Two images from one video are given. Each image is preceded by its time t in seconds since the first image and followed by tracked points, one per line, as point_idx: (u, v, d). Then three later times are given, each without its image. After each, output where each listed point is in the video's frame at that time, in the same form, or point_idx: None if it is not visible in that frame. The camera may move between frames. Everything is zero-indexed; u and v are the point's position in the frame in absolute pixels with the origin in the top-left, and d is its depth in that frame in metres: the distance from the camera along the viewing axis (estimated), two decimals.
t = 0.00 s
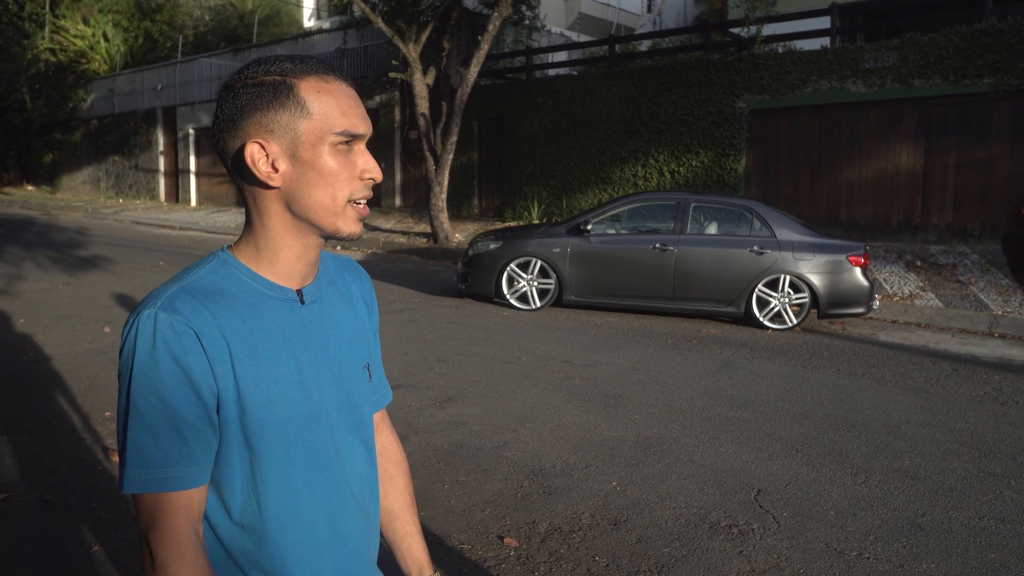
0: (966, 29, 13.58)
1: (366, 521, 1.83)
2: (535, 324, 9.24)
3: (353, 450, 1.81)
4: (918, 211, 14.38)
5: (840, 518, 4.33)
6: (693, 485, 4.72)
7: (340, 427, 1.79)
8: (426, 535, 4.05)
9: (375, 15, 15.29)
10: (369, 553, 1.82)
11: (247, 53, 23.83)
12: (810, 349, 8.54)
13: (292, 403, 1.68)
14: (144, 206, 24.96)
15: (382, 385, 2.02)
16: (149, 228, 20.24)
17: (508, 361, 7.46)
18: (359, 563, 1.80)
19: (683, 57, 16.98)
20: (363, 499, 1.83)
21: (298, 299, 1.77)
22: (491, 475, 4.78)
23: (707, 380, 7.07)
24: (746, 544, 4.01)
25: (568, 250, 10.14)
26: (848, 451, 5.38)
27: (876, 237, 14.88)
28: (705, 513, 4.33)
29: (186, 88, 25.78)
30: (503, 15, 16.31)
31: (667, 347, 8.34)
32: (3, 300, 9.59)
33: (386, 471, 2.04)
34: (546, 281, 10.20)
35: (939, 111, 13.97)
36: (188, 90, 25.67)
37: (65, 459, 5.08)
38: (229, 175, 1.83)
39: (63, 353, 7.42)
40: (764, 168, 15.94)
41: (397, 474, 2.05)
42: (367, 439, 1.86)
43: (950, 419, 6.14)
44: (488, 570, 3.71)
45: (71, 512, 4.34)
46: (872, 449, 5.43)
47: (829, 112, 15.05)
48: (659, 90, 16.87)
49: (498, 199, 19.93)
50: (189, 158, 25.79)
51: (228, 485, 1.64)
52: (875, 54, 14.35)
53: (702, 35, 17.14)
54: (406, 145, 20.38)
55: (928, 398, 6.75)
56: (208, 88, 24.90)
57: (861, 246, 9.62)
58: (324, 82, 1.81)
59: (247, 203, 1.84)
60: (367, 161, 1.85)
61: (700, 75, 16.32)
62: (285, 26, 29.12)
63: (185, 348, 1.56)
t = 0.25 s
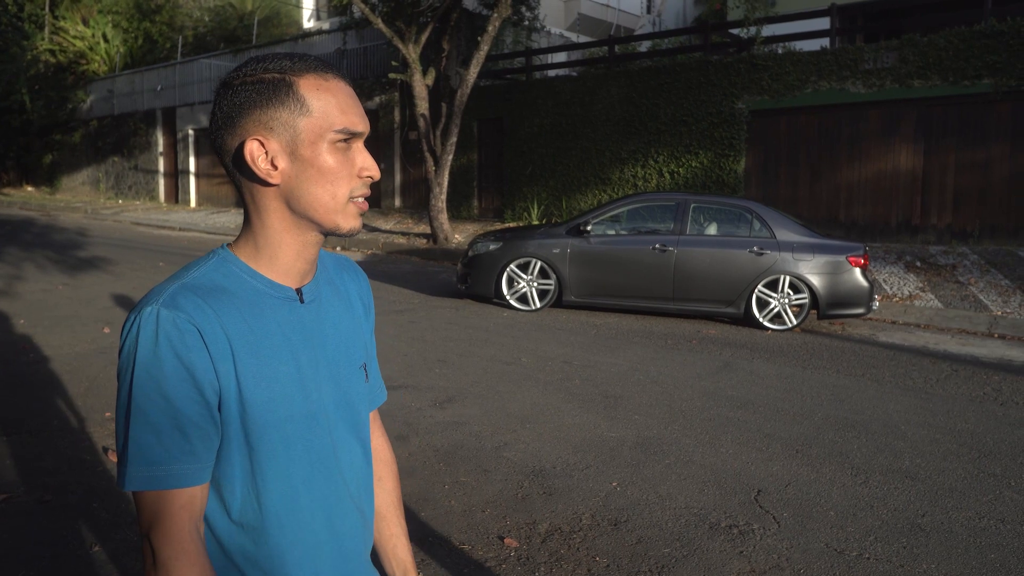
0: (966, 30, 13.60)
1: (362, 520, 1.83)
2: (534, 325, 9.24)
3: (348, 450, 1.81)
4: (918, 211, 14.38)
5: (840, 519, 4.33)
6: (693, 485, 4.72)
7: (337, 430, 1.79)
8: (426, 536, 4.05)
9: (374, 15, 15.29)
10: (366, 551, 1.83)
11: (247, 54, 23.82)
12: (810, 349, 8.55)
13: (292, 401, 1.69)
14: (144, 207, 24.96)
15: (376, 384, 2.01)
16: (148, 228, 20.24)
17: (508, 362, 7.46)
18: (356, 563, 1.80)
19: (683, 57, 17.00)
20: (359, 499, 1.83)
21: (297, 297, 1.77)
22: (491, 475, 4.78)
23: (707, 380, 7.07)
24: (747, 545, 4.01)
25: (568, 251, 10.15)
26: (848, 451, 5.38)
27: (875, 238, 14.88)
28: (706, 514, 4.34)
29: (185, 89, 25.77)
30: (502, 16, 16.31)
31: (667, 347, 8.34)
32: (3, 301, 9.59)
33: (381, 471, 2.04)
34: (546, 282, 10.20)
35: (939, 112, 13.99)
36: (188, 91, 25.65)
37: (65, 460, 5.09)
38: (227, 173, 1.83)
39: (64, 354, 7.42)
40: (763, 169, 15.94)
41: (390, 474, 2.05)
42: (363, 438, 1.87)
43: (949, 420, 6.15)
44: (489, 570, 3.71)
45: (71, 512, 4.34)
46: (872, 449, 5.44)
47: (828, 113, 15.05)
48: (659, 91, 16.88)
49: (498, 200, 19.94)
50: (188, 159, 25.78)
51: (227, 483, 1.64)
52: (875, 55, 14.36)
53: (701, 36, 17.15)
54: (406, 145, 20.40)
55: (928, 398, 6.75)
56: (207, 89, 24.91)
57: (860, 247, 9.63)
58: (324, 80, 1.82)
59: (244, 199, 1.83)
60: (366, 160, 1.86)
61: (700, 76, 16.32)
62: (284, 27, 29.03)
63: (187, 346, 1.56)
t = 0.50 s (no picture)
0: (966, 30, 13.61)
1: (363, 522, 1.83)
2: (535, 325, 9.24)
3: (351, 454, 1.81)
4: (918, 211, 14.38)
5: (841, 518, 4.34)
6: (694, 485, 4.73)
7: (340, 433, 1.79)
8: (427, 535, 4.06)
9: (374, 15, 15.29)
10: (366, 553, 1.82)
11: (247, 54, 23.83)
12: (810, 349, 8.55)
13: (296, 401, 1.69)
14: (144, 207, 24.96)
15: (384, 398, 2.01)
16: (148, 228, 20.24)
17: (509, 362, 7.47)
18: (356, 565, 1.80)
19: (683, 57, 17.02)
20: (360, 501, 1.83)
21: (303, 298, 1.78)
22: (492, 475, 4.79)
23: (708, 380, 7.07)
24: (747, 544, 4.01)
25: (569, 251, 10.15)
26: (848, 451, 5.39)
27: (876, 238, 14.89)
28: (706, 513, 4.34)
29: (186, 89, 25.77)
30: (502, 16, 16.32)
31: (668, 347, 8.34)
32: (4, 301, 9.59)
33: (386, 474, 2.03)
34: (547, 282, 10.21)
35: (939, 112, 13.99)
36: (188, 91, 25.64)
37: (66, 459, 5.09)
38: (237, 172, 1.84)
39: (64, 354, 7.42)
40: (763, 169, 15.95)
41: (399, 490, 2.04)
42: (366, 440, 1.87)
43: (950, 420, 6.15)
44: (491, 570, 3.71)
45: (72, 512, 4.35)
46: (873, 449, 5.44)
47: (828, 113, 15.06)
48: (659, 91, 16.88)
49: (498, 200, 19.95)
50: (189, 159, 25.78)
51: (229, 479, 1.65)
52: (875, 55, 14.36)
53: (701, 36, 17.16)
54: (406, 145, 20.41)
55: (929, 398, 6.76)
56: (207, 89, 24.92)
57: (860, 247, 9.63)
58: (334, 83, 1.82)
59: (253, 201, 1.84)
60: (374, 164, 1.86)
61: (700, 76, 16.33)
62: (284, 27, 29.01)
63: (193, 341, 1.57)
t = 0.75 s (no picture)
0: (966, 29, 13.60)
1: (368, 522, 1.82)
2: (535, 324, 9.24)
3: (356, 454, 1.81)
4: (918, 211, 14.38)
5: (842, 517, 4.35)
6: (695, 484, 4.73)
7: (346, 432, 1.79)
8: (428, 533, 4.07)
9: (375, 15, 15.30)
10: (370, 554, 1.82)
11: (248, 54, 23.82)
12: (810, 349, 8.55)
13: (302, 398, 1.69)
14: (144, 207, 24.95)
15: (394, 406, 2.01)
16: (148, 228, 20.25)
17: (509, 361, 7.46)
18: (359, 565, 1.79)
19: (683, 57, 17.02)
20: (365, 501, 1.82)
21: (314, 296, 1.77)
22: (493, 474, 4.79)
23: (708, 380, 7.07)
24: (748, 543, 4.02)
25: (569, 250, 10.15)
26: (848, 451, 5.39)
27: (876, 237, 14.88)
28: (708, 512, 4.35)
29: (186, 88, 25.75)
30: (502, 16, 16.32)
31: (668, 347, 8.35)
32: (4, 300, 9.59)
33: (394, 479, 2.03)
34: (547, 281, 10.21)
35: (939, 112, 13.99)
36: (189, 90, 25.62)
37: (68, 458, 5.10)
38: (253, 173, 1.85)
39: (65, 353, 7.43)
40: (763, 169, 15.95)
41: (412, 499, 2.04)
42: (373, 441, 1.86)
43: (950, 419, 6.15)
44: (491, 568, 3.71)
45: (73, 511, 4.35)
46: (874, 448, 5.44)
47: (829, 112, 15.07)
48: (659, 90, 16.87)
49: (498, 199, 19.95)
50: (189, 159, 25.78)
51: (234, 472, 1.65)
52: (875, 55, 14.36)
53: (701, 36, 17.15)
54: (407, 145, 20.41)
55: (929, 398, 6.75)
56: (208, 88, 24.92)
57: (861, 246, 9.63)
58: (351, 87, 1.83)
59: (270, 201, 1.85)
60: (390, 168, 1.86)
61: (700, 75, 16.33)
62: (284, 27, 28.96)
63: (201, 334, 1.57)
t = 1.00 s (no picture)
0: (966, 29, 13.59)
1: (385, 521, 1.82)
2: (536, 324, 9.24)
3: (372, 453, 1.81)
4: (919, 211, 14.38)
5: (843, 517, 4.34)
6: (695, 484, 4.73)
7: (362, 431, 1.79)
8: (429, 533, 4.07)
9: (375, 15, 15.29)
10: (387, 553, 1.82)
11: (248, 54, 23.83)
12: (811, 349, 8.55)
13: (320, 399, 1.69)
14: (145, 207, 24.97)
15: (407, 406, 2.02)
16: (148, 228, 20.26)
17: (510, 361, 7.47)
18: (377, 565, 1.79)
19: (683, 57, 17.02)
20: (381, 500, 1.83)
21: (329, 296, 1.78)
22: (494, 474, 4.79)
23: (708, 379, 7.07)
24: (749, 543, 4.02)
25: (570, 250, 10.15)
26: (849, 450, 5.39)
27: (877, 237, 14.88)
28: (708, 512, 4.35)
29: (187, 88, 25.78)
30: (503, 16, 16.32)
31: (669, 347, 8.34)
32: (5, 300, 9.60)
33: (408, 480, 2.02)
34: (547, 282, 10.21)
35: (939, 112, 13.99)
36: (189, 90, 25.66)
37: (69, 458, 5.10)
38: (266, 175, 1.85)
39: (65, 353, 7.43)
40: (764, 169, 15.95)
41: (425, 497, 2.04)
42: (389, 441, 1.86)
43: (951, 419, 6.15)
44: (492, 568, 3.72)
45: (74, 511, 4.35)
46: (875, 448, 5.44)
47: (830, 113, 15.07)
48: (660, 90, 16.88)
49: (499, 199, 19.95)
50: (189, 159, 25.79)
51: (253, 473, 1.65)
52: (876, 55, 14.35)
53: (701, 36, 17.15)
54: (407, 145, 20.42)
55: (929, 398, 6.75)
56: (208, 89, 24.94)
57: (861, 246, 9.63)
58: (363, 87, 1.83)
59: (285, 203, 1.85)
60: (403, 168, 1.86)
61: (700, 76, 16.34)
62: (284, 27, 28.99)
63: (222, 335, 1.58)
